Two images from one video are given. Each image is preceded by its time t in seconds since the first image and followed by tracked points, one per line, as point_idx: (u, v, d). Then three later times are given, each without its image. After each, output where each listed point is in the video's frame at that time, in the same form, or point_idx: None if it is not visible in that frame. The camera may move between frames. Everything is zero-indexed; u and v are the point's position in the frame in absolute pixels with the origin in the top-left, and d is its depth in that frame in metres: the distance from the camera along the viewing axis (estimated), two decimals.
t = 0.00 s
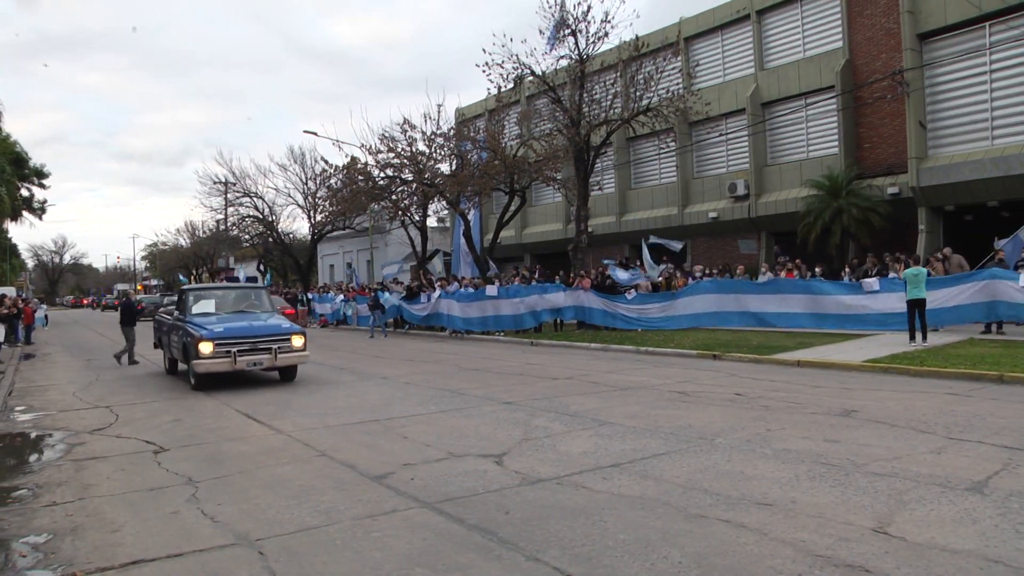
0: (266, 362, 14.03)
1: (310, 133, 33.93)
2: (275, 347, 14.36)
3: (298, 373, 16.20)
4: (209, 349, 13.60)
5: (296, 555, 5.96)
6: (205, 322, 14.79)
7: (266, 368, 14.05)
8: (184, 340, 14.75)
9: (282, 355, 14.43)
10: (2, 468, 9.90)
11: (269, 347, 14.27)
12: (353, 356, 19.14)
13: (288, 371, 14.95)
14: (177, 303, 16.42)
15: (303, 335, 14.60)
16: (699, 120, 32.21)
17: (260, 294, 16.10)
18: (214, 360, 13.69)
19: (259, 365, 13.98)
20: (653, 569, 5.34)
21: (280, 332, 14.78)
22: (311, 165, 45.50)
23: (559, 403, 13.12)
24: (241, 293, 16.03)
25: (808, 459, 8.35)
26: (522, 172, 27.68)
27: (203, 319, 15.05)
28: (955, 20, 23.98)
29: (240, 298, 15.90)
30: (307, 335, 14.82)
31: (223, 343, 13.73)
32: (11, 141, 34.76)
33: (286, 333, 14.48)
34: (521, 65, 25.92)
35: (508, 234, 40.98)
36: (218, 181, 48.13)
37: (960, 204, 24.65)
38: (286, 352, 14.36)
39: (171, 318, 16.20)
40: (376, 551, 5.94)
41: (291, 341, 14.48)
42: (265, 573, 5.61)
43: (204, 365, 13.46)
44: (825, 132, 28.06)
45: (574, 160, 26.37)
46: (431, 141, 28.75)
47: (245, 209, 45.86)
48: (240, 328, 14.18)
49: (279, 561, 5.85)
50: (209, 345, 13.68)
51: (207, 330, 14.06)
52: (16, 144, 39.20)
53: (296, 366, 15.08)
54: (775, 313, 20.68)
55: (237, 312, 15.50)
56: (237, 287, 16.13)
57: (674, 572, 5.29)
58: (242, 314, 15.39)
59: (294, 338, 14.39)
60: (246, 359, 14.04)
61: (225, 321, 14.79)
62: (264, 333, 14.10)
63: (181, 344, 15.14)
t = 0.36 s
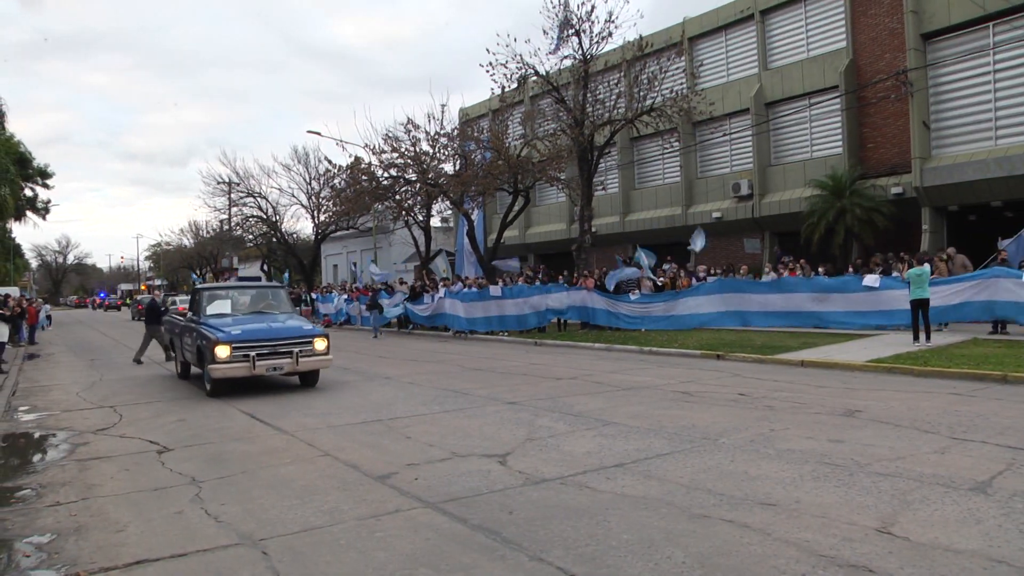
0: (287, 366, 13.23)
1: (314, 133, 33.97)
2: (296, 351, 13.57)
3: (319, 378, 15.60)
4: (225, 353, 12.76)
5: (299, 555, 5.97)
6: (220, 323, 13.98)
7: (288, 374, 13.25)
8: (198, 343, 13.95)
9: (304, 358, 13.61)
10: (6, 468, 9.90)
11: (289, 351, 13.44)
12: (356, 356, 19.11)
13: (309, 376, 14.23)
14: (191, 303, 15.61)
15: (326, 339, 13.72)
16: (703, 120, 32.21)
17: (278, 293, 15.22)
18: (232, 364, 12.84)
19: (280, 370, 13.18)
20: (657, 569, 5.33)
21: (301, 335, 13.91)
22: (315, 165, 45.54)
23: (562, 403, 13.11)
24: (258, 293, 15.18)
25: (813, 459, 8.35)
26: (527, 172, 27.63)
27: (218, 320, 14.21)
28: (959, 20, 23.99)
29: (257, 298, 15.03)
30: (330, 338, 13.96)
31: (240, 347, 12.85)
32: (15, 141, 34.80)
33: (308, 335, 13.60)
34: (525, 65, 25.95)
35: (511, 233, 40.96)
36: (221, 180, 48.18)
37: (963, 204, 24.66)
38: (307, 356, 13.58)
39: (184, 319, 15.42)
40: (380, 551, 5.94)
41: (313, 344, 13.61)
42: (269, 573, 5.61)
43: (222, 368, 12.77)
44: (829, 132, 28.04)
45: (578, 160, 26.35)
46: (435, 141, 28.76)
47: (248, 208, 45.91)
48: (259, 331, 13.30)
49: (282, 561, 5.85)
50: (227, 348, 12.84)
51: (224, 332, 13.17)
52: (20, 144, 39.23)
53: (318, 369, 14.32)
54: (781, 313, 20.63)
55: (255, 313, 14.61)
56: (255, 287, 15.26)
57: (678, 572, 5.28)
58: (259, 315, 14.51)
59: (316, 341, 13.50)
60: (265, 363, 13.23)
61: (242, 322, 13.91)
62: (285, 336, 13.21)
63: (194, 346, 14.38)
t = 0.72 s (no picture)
0: (306, 371, 12.18)
1: (315, 133, 34.02)
2: (317, 354, 12.55)
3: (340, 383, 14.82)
4: (240, 359, 11.79)
5: (299, 555, 5.97)
6: (234, 324, 12.96)
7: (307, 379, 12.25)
8: (209, 347, 12.93)
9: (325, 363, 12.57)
10: (6, 468, 9.90)
11: (310, 356, 12.37)
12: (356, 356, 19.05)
13: (329, 381, 13.61)
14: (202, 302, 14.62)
15: (348, 340, 12.72)
16: (703, 120, 32.22)
17: (295, 293, 14.19)
18: (247, 370, 11.82)
19: (299, 376, 12.14)
20: (657, 569, 5.33)
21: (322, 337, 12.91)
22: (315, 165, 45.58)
23: (562, 403, 13.10)
24: (273, 292, 14.16)
25: (813, 459, 8.34)
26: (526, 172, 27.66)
27: (232, 322, 13.18)
28: (960, 19, 23.97)
29: (273, 298, 14.00)
30: (352, 340, 12.98)
31: (256, 350, 11.85)
32: (15, 142, 34.77)
33: (329, 337, 12.59)
34: (525, 65, 25.98)
35: (512, 233, 40.95)
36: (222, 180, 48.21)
37: (964, 204, 24.66)
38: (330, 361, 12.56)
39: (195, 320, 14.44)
40: (381, 551, 5.94)
41: (334, 347, 12.63)
42: (269, 573, 5.61)
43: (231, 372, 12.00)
44: (829, 132, 28.04)
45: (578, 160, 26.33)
46: (435, 141, 28.78)
47: (248, 209, 45.93)
48: (277, 332, 12.29)
49: (282, 560, 5.85)
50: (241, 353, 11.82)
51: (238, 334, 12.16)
52: (20, 144, 39.19)
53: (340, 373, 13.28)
54: (781, 313, 20.63)
55: (271, 315, 13.57)
56: (271, 285, 14.22)
57: (678, 572, 5.28)
58: (275, 316, 13.48)
59: (339, 343, 12.52)
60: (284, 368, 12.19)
61: (257, 324, 12.87)
62: (305, 338, 12.20)
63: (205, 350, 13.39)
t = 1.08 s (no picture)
0: (329, 377, 11.18)
1: (315, 133, 34.06)
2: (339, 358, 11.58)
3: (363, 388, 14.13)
4: (258, 364, 10.79)
5: (299, 555, 5.97)
6: (249, 325, 11.96)
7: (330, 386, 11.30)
8: (223, 351, 11.92)
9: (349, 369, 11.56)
10: (6, 468, 9.90)
11: (333, 360, 11.36)
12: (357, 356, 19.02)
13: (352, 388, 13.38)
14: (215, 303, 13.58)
15: (374, 345, 11.78)
16: (703, 120, 32.21)
17: (313, 294, 13.17)
18: (267, 376, 10.82)
19: (321, 382, 11.15)
20: (657, 569, 5.32)
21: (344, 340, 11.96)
22: (315, 165, 45.61)
23: (564, 403, 13.07)
24: (290, 292, 13.13)
25: (813, 460, 8.34)
26: (526, 172, 27.65)
27: (247, 323, 12.15)
28: (960, 19, 23.96)
29: (290, 298, 12.96)
30: (377, 344, 12.04)
31: (275, 354, 10.90)
32: (15, 143, 34.75)
33: (353, 341, 11.66)
34: (525, 65, 26.00)
35: (512, 233, 40.98)
36: (222, 180, 48.25)
37: (964, 204, 24.66)
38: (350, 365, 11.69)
39: (206, 322, 13.43)
40: (382, 551, 5.93)
41: (358, 351, 11.67)
42: (269, 573, 5.61)
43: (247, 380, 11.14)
44: (829, 132, 28.04)
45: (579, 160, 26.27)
46: (434, 141, 28.78)
47: (248, 209, 45.95)
48: (297, 335, 11.32)
49: (283, 561, 5.85)
50: (259, 356, 10.83)
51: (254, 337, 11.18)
52: (20, 145, 39.18)
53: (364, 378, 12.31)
54: (781, 313, 20.63)
55: (289, 316, 12.56)
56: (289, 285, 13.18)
57: (678, 572, 5.27)
58: (294, 318, 12.47)
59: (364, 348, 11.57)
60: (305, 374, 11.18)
61: (274, 326, 11.86)
62: (328, 342, 11.25)
63: (218, 355, 12.41)
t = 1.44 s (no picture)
0: (355, 385, 10.27)
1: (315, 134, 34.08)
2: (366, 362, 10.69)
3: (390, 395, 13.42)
4: (279, 370, 9.91)
5: (299, 554, 5.97)
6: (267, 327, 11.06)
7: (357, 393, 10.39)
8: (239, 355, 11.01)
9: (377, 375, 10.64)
10: (6, 468, 9.89)
11: (360, 364, 10.46)
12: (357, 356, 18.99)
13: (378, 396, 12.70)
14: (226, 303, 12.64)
15: (404, 349, 10.85)
16: (703, 120, 32.21)
17: (334, 293, 12.22)
18: (289, 384, 9.92)
19: (347, 390, 10.25)
20: (657, 569, 5.32)
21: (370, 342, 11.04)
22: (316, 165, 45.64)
23: (564, 403, 13.05)
24: (308, 290, 12.23)
25: (812, 460, 8.34)
26: (526, 172, 27.64)
27: (264, 325, 11.25)
28: (960, 19, 23.95)
29: (309, 297, 12.05)
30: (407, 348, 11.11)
31: (297, 359, 10.00)
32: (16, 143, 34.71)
33: (381, 344, 10.74)
34: (525, 65, 26.00)
35: (511, 233, 41.03)
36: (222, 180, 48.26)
37: (963, 204, 24.67)
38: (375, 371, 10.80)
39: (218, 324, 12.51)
40: (381, 551, 5.93)
41: (387, 356, 10.75)
42: (269, 573, 5.60)
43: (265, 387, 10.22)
44: (829, 132, 28.03)
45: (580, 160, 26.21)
46: (434, 141, 28.80)
47: (248, 209, 45.95)
48: (320, 337, 10.41)
49: (283, 561, 5.85)
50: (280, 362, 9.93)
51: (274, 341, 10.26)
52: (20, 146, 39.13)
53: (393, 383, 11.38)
54: (780, 312, 20.63)
55: (309, 317, 11.66)
56: (308, 282, 12.26)
57: (678, 572, 5.27)
58: (315, 319, 11.54)
59: (393, 351, 10.66)
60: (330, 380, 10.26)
61: (294, 328, 10.94)
62: (354, 346, 10.35)
63: (232, 360, 11.48)
